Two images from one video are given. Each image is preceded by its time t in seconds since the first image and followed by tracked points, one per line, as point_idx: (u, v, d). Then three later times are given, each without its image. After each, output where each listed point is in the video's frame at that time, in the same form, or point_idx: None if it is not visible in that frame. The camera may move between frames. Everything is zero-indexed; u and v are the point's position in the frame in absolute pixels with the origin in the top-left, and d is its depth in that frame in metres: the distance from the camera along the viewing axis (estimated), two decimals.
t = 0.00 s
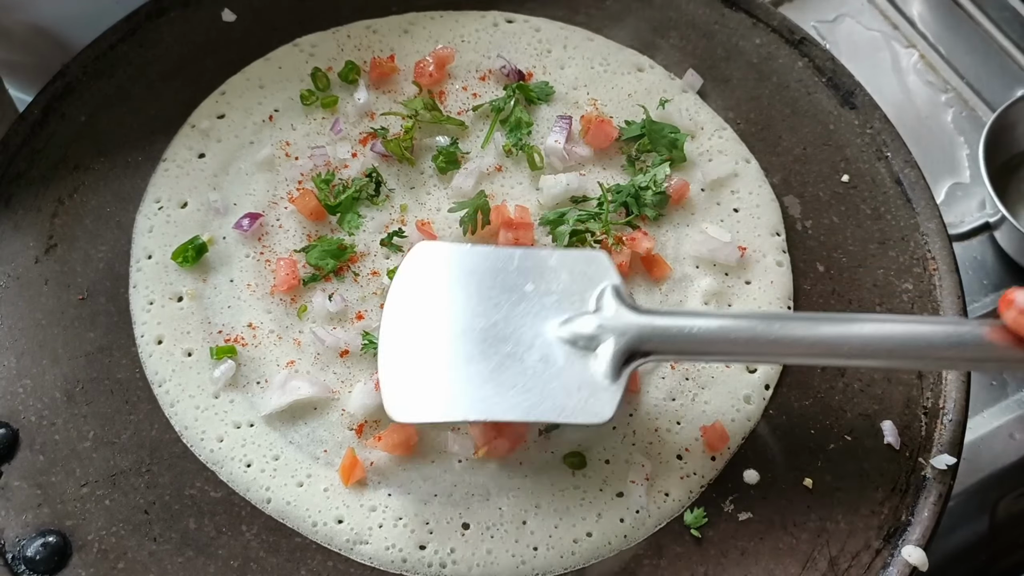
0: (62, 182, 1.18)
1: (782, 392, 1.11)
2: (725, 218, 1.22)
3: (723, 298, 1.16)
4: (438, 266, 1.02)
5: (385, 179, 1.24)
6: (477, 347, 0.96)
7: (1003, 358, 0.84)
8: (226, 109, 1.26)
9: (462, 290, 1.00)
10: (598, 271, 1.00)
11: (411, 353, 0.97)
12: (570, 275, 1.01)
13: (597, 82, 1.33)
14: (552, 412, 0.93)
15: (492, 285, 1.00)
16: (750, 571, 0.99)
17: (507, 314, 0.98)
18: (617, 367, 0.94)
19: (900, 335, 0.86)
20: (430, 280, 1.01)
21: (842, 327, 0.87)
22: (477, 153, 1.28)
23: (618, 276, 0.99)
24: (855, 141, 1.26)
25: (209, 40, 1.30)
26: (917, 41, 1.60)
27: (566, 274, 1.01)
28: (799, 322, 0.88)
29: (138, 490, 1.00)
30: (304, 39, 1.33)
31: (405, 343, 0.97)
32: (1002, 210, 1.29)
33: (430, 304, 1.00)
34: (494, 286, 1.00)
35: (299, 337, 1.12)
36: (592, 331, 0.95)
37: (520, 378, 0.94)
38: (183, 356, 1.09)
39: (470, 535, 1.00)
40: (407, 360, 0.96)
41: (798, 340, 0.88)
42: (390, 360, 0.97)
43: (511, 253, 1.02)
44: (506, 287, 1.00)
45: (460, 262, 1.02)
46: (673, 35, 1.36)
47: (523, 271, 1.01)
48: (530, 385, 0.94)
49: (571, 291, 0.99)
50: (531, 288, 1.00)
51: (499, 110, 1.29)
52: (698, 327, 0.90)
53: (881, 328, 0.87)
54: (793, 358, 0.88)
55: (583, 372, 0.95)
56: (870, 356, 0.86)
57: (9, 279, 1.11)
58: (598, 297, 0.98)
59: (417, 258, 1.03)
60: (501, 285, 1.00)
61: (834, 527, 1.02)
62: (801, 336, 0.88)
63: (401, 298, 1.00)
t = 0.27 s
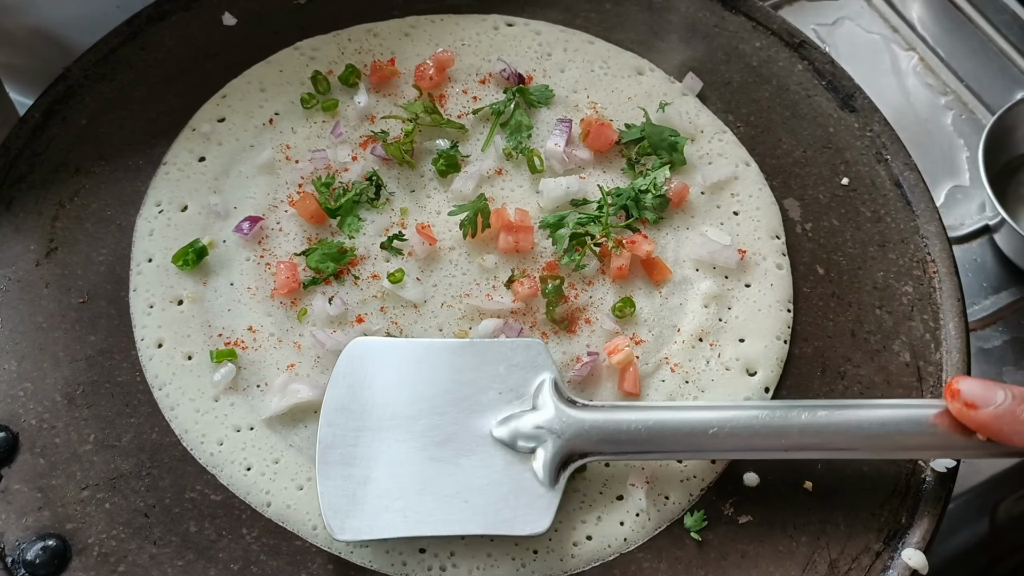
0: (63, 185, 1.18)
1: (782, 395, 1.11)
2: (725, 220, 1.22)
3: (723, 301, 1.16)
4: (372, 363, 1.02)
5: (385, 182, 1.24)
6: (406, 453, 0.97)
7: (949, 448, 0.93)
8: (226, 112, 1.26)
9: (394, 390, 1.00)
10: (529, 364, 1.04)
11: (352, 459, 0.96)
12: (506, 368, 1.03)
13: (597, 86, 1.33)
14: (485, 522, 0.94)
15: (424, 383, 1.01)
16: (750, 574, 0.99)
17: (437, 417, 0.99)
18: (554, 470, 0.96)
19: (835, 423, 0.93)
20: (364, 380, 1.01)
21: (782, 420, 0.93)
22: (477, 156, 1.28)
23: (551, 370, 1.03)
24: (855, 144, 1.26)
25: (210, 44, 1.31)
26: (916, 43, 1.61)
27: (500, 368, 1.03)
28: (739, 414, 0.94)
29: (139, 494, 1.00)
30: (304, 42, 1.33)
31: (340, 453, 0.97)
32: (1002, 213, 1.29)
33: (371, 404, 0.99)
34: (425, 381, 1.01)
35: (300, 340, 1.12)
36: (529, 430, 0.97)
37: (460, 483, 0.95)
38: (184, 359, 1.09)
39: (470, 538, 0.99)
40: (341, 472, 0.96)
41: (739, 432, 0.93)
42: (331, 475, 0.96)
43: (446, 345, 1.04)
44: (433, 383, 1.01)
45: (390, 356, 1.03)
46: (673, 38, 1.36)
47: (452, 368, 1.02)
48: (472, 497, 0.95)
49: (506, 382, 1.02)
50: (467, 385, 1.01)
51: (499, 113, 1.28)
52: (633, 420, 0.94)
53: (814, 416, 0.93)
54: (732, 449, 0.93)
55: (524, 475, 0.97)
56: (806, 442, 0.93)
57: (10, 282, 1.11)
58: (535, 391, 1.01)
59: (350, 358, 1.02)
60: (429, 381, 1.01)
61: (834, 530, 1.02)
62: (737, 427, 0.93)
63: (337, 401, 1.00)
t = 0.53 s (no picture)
0: (60, 186, 1.18)
1: (780, 395, 1.10)
2: (723, 221, 1.22)
3: (721, 301, 1.16)
4: (376, 368, 1.03)
5: (382, 183, 1.24)
6: (406, 458, 0.98)
7: (951, 466, 0.94)
8: (223, 113, 1.26)
9: (396, 395, 1.01)
10: (532, 370, 1.04)
11: (352, 465, 0.97)
12: (508, 374, 1.04)
13: (594, 86, 1.33)
14: (483, 529, 0.95)
15: (425, 389, 1.01)
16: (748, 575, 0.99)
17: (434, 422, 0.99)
18: (552, 479, 0.97)
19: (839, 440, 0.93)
20: (366, 384, 1.02)
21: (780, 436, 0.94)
22: (475, 157, 1.28)
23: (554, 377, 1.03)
24: (853, 144, 1.26)
25: (207, 45, 1.30)
26: (915, 43, 1.61)
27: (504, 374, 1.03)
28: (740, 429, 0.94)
29: (136, 496, 1.00)
30: (301, 42, 1.33)
31: (341, 457, 0.98)
32: (1000, 213, 1.29)
33: (372, 409, 1.00)
34: (426, 387, 1.02)
35: (297, 341, 1.11)
36: (529, 439, 0.97)
37: (458, 492, 0.96)
38: (181, 360, 1.08)
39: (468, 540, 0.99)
40: (342, 477, 0.97)
41: (740, 446, 0.94)
42: (331, 480, 0.97)
43: (448, 351, 1.04)
44: (433, 389, 1.01)
45: (393, 362, 1.03)
46: (670, 38, 1.36)
47: (455, 374, 1.03)
48: (470, 505, 0.96)
49: (507, 389, 1.02)
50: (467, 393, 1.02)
51: (497, 114, 1.28)
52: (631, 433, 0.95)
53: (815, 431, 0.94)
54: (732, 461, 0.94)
55: (521, 484, 0.97)
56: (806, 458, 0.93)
57: (6, 283, 1.11)
58: (537, 397, 1.01)
59: (353, 363, 1.03)
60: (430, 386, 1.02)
61: (832, 530, 1.02)
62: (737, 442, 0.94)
63: (339, 404, 1.01)
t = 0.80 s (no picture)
0: (57, 188, 1.18)
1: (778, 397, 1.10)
2: (721, 222, 1.22)
3: (719, 303, 1.16)
4: (381, 303, 0.88)
5: (380, 185, 1.24)
6: (419, 399, 0.83)
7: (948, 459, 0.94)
8: (221, 115, 1.26)
9: (404, 342, 0.86)
10: (555, 318, 0.88)
11: (354, 400, 0.83)
12: (530, 309, 0.89)
13: (593, 87, 1.33)
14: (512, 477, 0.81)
15: (438, 328, 0.87)
16: None
17: (469, 305, 0.89)
18: (577, 432, 0.81)
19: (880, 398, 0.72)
20: (373, 319, 0.87)
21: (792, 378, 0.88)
22: (472, 158, 1.28)
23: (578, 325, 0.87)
24: (851, 145, 1.26)
25: (205, 46, 1.30)
26: (914, 45, 1.60)
27: (524, 321, 0.88)
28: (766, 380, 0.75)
29: (133, 498, 1.00)
30: (299, 44, 1.33)
31: (343, 396, 0.83)
32: (999, 213, 1.28)
33: (374, 358, 0.85)
34: (440, 330, 0.87)
35: (295, 343, 1.11)
36: (547, 387, 0.82)
37: (472, 442, 0.82)
38: (178, 362, 1.08)
39: (465, 541, 0.99)
40: (345, 416, 0.82)
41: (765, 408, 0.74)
42: (330, 408, 0.82)
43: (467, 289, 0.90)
44: (445, 336, 0.87)
45: (403, 300, 0.89)
46: (668, 39, 1.36)
47: (471, 309, 0.89)
48: (486, 447, 0.82)
49: (529, 333, 0.87)
50: (483, 331, 0.87)
51: (495, 115, 1.28)
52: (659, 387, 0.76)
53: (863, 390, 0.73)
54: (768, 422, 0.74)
55: (541, 437, 0.82)
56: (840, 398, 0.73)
57: (4, 285, 1.11)
58: (558, 346, 0.86)
59: (360, 292, 0.89)
60: (441, 331, 0.87)
61: (831, 532, 1.01)
62: (767, 400, 0.74)
63: (338, 343, 0.85)
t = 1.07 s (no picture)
0: (54, 188, 1.17)
1: (777, 397, 1.10)
2: (720, 222, 1.22)
3: (718, 303, 1.16)
4: (508, 274, 0.95)
5: (379, 184, 1.24)
6: (556, 360, 0.90)
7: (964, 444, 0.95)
8: (219, 114, 1.26)
9: (529, 306, 0.93)
10: (680, 285, 0.96)
11: (482, 356, 0.90)
12: (651, 281, 0.96)
13: (591, 87, 1.33)
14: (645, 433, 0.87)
15: (566, 295, 0.94)
16: None
17: (597, 282, 0.95)
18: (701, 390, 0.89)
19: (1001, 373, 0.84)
20: (500, 284, 0.94)
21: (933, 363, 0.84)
22: (471, 158, 1.27)
23: (699, 293, 0.95)
24: (850, 144, 1.26)
25: (202, 46, 1.30)
26: (912, 44, 1.60)
27: (648, 283, 0.96)
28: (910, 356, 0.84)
29: (130, 498, 0.99)
30: (297, 44, 1.32)
31: (480, 340, 0.91)
32: (998, 213, 1.28)
33: (507, 319, 0.92)
34: (562, 296, 0.94)
35: (293, 343, 1.11)
36: (670, 348, 0.90)
37: (603, 400, 0.88)
38: (176, 362, 1.08)
39: (463, 542, 0.99)
40: (475, 343, 0.91)
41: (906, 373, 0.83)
42: (469, 361, 0.90)
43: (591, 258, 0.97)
44: (572, 300, 0.94)
45: (533, 267, 0.96)
46: (667, 39, 1.36)
47: (598, 276, 0.96)
48: (616, 400, 0.89)
49: (655, 298, 0.95)
50: (614, 297, 0.95)
51: (493, 115, 1.28)
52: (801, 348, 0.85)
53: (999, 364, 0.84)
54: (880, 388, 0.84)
55: (668, 393, 0.89)
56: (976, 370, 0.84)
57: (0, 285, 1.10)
58: (683, 313, 0.93)
59: (494, 260, 0.96)
60: (570, 296, 0.94)
61: (831, 532, 1.01)
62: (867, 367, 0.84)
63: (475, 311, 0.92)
